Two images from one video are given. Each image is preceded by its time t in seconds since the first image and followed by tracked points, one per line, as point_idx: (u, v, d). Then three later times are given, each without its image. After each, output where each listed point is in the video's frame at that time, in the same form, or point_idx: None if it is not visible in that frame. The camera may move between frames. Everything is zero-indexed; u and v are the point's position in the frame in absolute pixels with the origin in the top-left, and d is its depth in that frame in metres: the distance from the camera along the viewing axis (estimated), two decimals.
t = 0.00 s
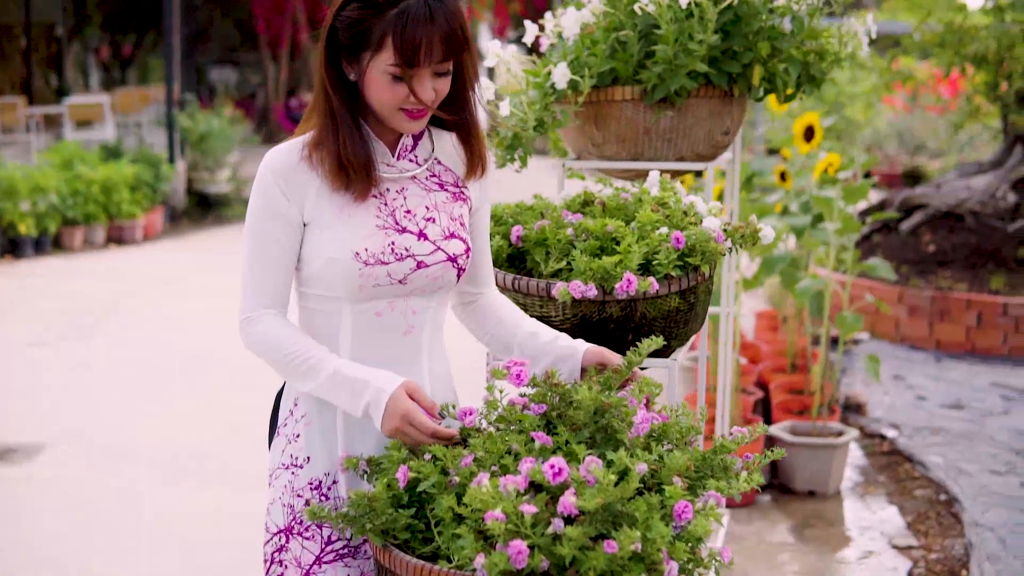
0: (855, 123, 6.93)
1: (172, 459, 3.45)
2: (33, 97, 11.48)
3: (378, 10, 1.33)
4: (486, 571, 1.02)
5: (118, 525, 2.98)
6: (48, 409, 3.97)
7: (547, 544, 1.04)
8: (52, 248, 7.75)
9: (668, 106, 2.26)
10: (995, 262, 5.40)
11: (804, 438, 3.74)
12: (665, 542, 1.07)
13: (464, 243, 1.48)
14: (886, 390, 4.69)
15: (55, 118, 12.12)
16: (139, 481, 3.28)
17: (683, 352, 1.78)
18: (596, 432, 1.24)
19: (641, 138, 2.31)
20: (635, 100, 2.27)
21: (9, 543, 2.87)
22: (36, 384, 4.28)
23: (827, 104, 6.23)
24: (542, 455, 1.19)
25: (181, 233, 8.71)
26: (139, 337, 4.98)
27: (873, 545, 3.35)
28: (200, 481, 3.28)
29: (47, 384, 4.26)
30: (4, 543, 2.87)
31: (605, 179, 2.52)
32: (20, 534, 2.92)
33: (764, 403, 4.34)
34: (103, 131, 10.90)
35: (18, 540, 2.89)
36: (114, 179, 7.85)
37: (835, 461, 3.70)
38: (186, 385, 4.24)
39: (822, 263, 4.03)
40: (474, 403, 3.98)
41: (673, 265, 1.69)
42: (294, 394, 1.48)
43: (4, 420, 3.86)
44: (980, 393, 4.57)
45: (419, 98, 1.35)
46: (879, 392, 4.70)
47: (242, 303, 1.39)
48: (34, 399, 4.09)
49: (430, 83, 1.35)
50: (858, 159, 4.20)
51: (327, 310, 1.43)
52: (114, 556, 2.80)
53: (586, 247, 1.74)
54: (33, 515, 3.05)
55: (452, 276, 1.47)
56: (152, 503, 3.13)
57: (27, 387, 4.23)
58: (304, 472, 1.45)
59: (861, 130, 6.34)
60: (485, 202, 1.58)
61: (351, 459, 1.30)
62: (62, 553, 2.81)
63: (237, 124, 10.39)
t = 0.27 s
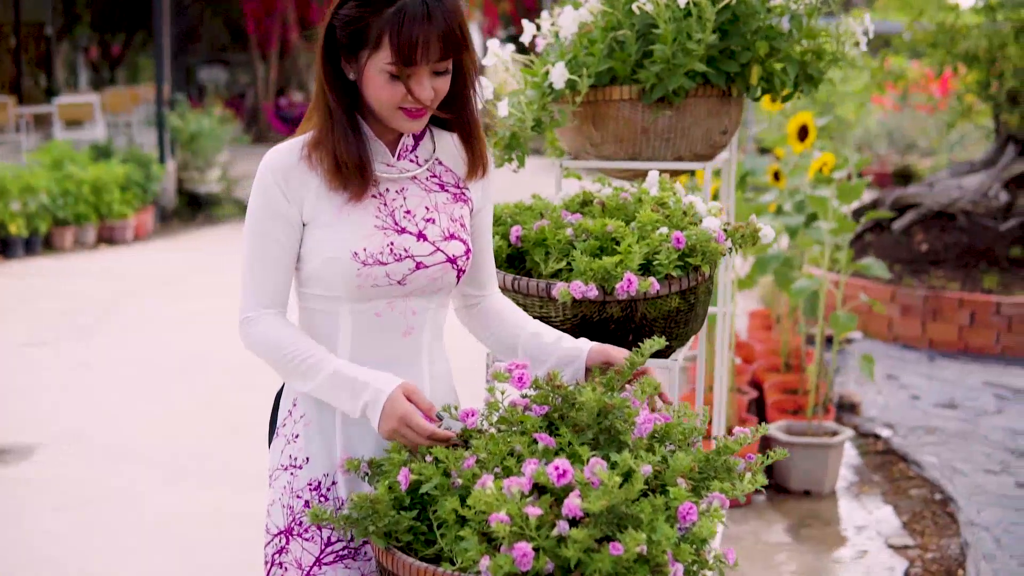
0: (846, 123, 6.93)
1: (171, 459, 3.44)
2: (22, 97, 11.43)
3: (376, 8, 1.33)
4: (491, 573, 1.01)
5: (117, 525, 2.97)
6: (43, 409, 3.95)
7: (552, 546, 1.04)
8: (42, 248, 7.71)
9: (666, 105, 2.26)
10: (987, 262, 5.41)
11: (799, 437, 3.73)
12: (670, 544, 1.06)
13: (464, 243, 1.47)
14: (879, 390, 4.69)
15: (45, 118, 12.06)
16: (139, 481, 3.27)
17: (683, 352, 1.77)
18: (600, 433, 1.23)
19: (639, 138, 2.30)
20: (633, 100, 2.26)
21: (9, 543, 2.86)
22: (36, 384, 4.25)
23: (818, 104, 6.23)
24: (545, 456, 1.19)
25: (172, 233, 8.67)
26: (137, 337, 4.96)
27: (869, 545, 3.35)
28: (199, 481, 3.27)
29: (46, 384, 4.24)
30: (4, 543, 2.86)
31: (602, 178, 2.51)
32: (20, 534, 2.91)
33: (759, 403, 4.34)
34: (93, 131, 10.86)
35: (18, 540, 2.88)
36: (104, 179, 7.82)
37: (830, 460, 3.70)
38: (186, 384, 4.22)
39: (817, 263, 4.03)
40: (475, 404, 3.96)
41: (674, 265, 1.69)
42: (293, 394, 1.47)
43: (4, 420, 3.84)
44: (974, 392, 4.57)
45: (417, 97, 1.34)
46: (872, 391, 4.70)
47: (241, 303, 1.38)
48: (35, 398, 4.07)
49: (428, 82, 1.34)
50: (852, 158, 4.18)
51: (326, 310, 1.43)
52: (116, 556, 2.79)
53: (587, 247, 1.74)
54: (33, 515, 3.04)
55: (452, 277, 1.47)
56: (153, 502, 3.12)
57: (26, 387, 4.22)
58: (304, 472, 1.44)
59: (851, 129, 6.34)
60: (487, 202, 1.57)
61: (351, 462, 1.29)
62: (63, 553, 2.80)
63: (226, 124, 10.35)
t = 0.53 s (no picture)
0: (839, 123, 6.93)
1: (170, 459, 3.43)
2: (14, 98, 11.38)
3: (373, 9, 1.32)
4: None
5: (116, 525, 2.96)
6: (42, 409, 3.94)
7: (557, 551, 1.03)
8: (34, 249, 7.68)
9: (666, 107, 2.25)
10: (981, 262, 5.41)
11: (795, 438, 3.72)
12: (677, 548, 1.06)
13: (465, 247, 1.46)
14: (874, 390, 4.69)
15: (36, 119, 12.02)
16: (139, 481, 3.26)
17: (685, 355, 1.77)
18: (605, 437, 1.23)
19: (638, 139, 2.30)
20: (632, 101, 2.26)
21: (10, 543, 2.85)
22: (37, 384, 4.24)
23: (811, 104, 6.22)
24: (550, 461, 1.18)
25: (164, 234, 8.64)
26: (139, 337, 4.95)
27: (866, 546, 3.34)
28: (199, 481, 3.26)
29: (47, 384, 4.23)
30: (4, 543, 2.85)
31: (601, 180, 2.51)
32: (20, 534, 2.91)
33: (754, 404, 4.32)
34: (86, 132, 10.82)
35: (18, 540, 2.87)
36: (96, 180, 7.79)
37: (826, 461, 3.68)
38: (186, 385, 4.21)
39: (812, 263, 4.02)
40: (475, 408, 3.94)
41: (675, 267, 1.68)
42: (293, 397, 1.46)
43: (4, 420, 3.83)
44: (969, 393, 4.57)
45: (415, 99, 1.33)
46: (867, 391, 4.70)
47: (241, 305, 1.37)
48: (31, 399, 4.06)
49: (427, 83, 1.33)
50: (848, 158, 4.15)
51: (326, 313, 1.42)
52: (115, 556, 2.78)
53: (588, 249, 1.73)
54: (33, 515, 3.03)
55: (453, 281, 1.46)
56: (151, 502, 3.11)
57: (27, 387, 4.20)
58: (304, 476, 1.43)
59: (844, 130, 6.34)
60: (491, 205, 1.57)
61: (354, 466, 1.28)
62: (63, 553, 2.79)
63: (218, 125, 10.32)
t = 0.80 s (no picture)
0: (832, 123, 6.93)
1: (169, 459, 3.42)
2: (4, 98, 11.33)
3: (368, 9, 1.31)
4: None
5: (116, 524, 2.95)
6: (42, 408, 3.93)
7: (563, 554, 1.03)
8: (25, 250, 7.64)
9: (665, 108, 2.25)
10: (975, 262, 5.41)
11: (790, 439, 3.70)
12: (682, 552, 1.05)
13: (465, 249, 1.45)
14: (868, 391, 4.69)
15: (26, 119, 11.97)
16: (139, 480, 3.25)
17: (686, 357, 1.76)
18: (609, 439, 1.22)
19: (637, 140, 2.29)
20: (631, 102, 2.26)
21: (10, 542, 2.84)
22: (37, 384, 4.23)
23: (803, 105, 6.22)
24: (554, 464, 1.17)
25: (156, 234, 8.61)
26: (139, 337, 4.93)
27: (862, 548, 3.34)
28: (200, 480, 3.25)
29: (47, 384, 4.21)
30: (4, 543, 2.84)
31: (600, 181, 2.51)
32: (20, 534, 2.89)
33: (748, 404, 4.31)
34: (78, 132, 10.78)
35: (18, 540, 2.86)
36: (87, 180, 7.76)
37: (822, 462, 3.66)
38: (186, 385, 4.19)
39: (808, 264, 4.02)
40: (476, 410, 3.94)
41: (677, 269, 1.68)
42: (293, 399, 1.45)
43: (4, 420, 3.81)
44: (963, 393, 4.57)
45: (411, 99, 1.33)
46: (861, 392, 4.69)
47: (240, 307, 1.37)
48: (34, 398, 4.06)
49: (423, 83, 1.33)
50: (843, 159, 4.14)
51: (326, 315, 1.41)
52: (116, 556, 2.77)
53: (589, 251, 1.73)
54: (33, 515, 3.02)
55: (454, 283, 1.45)
56: (150, 502, 3.09)
57: (27, 387, 4.19)
58: (305, 477, 1.42)
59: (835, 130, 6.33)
60: (494, 206, 1.56)
61: (355, 469, 1.27)
62: (63, 553, 2.78)
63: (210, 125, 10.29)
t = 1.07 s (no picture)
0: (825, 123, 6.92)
1: (170, 459, 3.41)
2: None
3: (360, 7, 1.30)
4: None
5: (116, 524, 2.94)
6: (45, 408, 3.92)
7: (567, 557, 1.02)
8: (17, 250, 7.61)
9: (664, 108, 2.25)
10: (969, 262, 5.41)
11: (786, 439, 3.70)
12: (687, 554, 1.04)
13: (466, 250, 1.44)
14: (863, 390, 4.69)
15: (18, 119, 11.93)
16: (140, 480, 3.24)
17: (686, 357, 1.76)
18: (612, 440, 1.22)
19: (635, 140, 2.29)
20: (630, 102, 2.25)
21: (11, 542, 2.84)
22: (37, 384, 4.21)
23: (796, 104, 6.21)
24: (558, 466, 1.17)
25: (149, 235, 8.59)
26: (139, 337, 4.92)
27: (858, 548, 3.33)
28: (200, 480, 3.24)
29: (47, 384, 4.20)
30: (4, 544, 2.83)
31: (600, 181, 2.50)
32: (20, 535, 2.88)
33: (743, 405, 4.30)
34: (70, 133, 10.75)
35: (18, 540, 2.85)
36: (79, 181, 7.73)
37: (818, 462, 3.66)
38: (187, 385, 4.18)
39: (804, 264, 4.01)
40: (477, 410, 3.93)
41: (678, 270, 1.68)
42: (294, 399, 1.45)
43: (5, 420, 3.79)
44: (959, 393, 4.57)
45: (406, 96, 1.32)
46: (855, 392, 4.69)
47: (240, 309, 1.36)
48: (36, 397, 4.04)
49: (417, 81, 1.32)
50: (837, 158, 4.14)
51: (326, 316, 1.40)
52: (115, 556, 2.76)
53: (590, 251, 1.72)
54: (33, 515, 3.01)
55: (455, 283, 1.44)
56: (149, 502, 3.08)
57: (27, 387, 4.17)
58: (307, 477, 1.42)
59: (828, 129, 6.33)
60: (497, 205, 1.55)
61: (356, 471, 1.27)
62: (63, 553, 2.77)
63: (202, 126, 10.26)
